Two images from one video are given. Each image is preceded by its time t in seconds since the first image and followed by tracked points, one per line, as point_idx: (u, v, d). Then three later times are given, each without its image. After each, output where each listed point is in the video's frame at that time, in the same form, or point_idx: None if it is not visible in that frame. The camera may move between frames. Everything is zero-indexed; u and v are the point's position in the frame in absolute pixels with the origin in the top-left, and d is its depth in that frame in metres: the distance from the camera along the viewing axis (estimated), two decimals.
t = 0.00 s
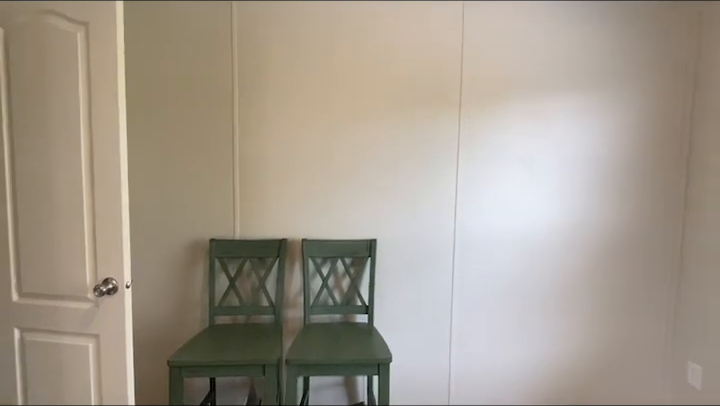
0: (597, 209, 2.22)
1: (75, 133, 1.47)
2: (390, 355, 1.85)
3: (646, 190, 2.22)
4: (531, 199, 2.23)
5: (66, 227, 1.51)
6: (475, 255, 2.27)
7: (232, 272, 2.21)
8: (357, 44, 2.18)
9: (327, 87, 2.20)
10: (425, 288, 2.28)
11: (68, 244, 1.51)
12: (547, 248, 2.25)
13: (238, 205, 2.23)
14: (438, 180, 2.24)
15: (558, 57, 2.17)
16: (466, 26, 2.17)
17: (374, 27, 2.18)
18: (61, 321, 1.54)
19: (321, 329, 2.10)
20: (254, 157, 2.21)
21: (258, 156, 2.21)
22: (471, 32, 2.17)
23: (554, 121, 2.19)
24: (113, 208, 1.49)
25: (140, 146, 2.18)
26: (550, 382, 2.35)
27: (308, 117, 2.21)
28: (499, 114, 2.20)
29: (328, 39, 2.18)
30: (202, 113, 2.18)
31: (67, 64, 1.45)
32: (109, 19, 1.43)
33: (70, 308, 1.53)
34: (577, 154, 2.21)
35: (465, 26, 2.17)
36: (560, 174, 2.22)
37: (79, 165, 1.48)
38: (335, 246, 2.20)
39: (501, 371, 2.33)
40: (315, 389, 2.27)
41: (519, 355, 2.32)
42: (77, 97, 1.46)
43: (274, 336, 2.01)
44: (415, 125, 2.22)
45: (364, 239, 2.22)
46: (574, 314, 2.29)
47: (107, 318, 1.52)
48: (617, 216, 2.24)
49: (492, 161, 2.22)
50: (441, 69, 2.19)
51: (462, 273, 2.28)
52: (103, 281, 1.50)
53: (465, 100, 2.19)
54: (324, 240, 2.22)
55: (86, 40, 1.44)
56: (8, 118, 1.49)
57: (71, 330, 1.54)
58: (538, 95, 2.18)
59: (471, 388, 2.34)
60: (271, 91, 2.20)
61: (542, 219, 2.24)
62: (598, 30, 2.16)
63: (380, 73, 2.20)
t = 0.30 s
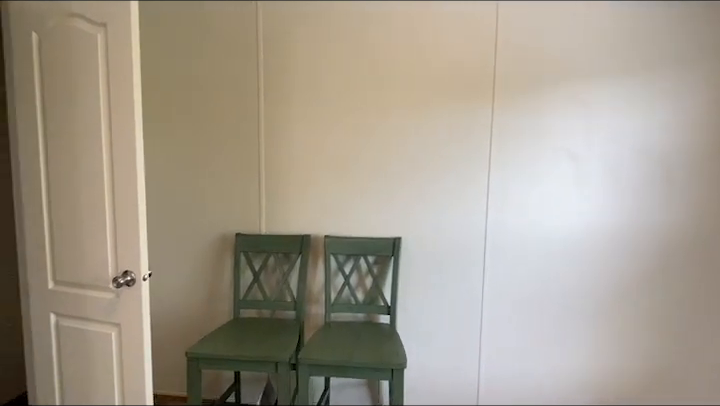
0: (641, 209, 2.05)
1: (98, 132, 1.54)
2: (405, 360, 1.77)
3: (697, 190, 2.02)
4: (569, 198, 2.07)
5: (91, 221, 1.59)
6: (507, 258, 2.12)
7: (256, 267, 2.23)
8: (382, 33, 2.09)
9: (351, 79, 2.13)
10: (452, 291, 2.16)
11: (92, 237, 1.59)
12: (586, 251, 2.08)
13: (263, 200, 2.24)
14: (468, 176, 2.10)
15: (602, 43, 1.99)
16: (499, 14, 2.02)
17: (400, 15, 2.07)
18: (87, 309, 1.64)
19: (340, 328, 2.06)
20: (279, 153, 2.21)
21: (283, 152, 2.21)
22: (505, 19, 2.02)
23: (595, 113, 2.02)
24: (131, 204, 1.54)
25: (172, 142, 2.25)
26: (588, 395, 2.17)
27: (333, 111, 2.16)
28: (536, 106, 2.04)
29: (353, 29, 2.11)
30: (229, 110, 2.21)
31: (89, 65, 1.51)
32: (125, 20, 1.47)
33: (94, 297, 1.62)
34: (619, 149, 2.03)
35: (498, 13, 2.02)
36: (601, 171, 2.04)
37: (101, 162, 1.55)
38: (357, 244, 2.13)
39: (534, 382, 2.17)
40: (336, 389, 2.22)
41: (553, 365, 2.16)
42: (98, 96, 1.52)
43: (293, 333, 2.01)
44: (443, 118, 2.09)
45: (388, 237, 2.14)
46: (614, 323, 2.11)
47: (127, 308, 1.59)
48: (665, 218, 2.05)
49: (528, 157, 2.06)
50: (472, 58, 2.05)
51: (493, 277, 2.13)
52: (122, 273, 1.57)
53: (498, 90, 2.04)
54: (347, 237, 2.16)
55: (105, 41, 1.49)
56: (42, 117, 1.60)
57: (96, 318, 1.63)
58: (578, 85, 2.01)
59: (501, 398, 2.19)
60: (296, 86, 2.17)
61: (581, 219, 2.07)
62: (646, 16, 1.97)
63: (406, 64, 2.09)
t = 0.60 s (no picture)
0: (686, 207, 1.87)
1: (130, 125, 1.68)
2: (416, 353, 1.76)
3: None
4: (606, 192, 1.92)
5: (125, 207, 1.74)
6: (536, 256, 2.00)
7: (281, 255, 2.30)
8: (405, 22, 2.05)
9: (374, 70, 2.12)
10: (477, 288, 2.07)
11: (126, 222, 1.74)
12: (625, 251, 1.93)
13: (289, 191, 2.29)
14: (494, 169, 2.01)
15: (644, 25, 1.82)
16: None
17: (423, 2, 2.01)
18: (122, 287, 1.80)
19: (359, 318, 2.10)
20: (304, 145, 2.25)
21: (307, 143, 2.24)
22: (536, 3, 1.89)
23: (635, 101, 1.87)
24: (158, 192, 1.67)
25: (208, 135, 2.39)
26: None
27: (355, 102, 2.16)
28: (569, 95, 1.91)
29: (376, 19, 2.08)
30: (258, 104, 2.30)
31: (122, 63, 1.65)
32: (151, 20, 1.58)
33: (127, 277, 1.77)
34: (663, 140, 1.86)
35: None
36: (642, 164, 1.88)
37: (133, 153, 1.69)
38: (378, 236, 2.14)
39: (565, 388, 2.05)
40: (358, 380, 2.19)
41: (586, 370, 2.02)
42: (129, 91, 1.65)
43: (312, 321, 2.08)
44: (468, 108, 2.02)
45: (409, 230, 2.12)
46: (652, 329, 1.95)
47: (154, 288, 1.72)
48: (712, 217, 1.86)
49: (560, 148, 1.94)
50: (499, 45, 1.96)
51: (522, 276, 2.01)
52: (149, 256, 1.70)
53: (527, 78, 1.94)
54: (368, 229, 2.16)
55: (135, 41, 1.61)
56: (85, 113, 1.77)
57: (129, 295, 1.79)
58: (616, 72, 1.87)
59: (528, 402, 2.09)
60: (320, 78, 2.19)
61: (620, 216, 1.92)
62: None
63: (430, 53, 2.04)
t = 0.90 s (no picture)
0: None
1: (161, 117, 1.85)
2: (421, 339, 1.79)
3: None
4: (631, 185, 1.81)
5: (157, 192, 1.92)
6: (555, 249, 1.94)
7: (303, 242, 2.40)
8: (422, 13, 2.06)
9: (391, 61, 2.15)
10: (492, 279, 2.07)
11: (158, 206, 1.93)
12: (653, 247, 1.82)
13: (311, 181, 2.39)
14: (512, 160, 1.98)
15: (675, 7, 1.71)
16: None
17: None
18: (155, 265, 1.99)
19: (373, 304, 2.14)
20: (325, 136, 2.33)
21: (328, 135, 2.33)
22: None
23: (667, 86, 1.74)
24: (183, 178, 1.83)
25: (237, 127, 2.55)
26: None
27: (374, 94, 2.20)
28: (593, 82, 1.82)
29: (394, 11, 2.12)
30: (283, 97, 2.41)
31: (154, 61, 1.82)
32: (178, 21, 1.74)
33: (160, 255, 1.96)
34: (699, 129, 1.72)
35: None
36: (672, 154, 1.76)
37: (163, 142, 1.86)
38: (394, 226, 2.17)
39: (585, 388, 1.98)
40: (373, 364, 2.28)
41: (608, 370, 1.94)
42: (161, 87, 1.82)
43: (328, 305, 2.15)
44: (485, 98, 1.99)
45: (424, 220, 2.13)
46: (681, 331, 1.83)
47: (181, 266, 1.89)
48: None
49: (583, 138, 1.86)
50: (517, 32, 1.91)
51: (539, 269, 1.98)
52: (178, 237, 1.87)
53: (546, 65, 1.87)
54: (385, 218, 2.21)
55: (165, 41, 1.78)
56: (124, 108, 1.97)
57: (161, 273, 1.98)
58: (645, 55, 1.75)
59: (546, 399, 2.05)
60: (340, 71, 2.25)
61: (647, 209, 1.81)
62: None
63: (446, 44, 2.04)
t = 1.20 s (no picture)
0: None
1: (200, 112, 2.05)
2: (432, 322, 1.88)
3: None
4: (654, 180, 1.76)
5: (197, 180, 2.13)
6: (573, 241, 1.94)
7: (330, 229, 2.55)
8: (443, 9, 2.11)
9: (413, 56, 2.21)
10: (509, 270, 2.11)
11: (198, 192, 2.14)
12: (674, 245, 1.76)
13: (338, 172, 2.54)
14: (532, 154, 1.99)
15: None
16: None
17: None
18: (195, 246, 2.21)
19: (392, 289, 2.26)
20: (351, 129, 2.45)
21: (354, 128, 2.45)
22: None
23: (695, 76, 1.65)
24: (218, 167, 2.02)
25: (272, 121, 2.73)
26: None
27: (396, 88, 2.29)
28: (615, 73, 1.77)
29: (416, 7, 2.18)
30: (313, 93, 2.56)
31: (196, 62, 2.02)
32: (215, 25, 1.93)
33: (199, 237, 2.18)
34: None
35: None
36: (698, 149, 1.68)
37: (202, 135, 2.06)
38: (414, 215, 2.27)
39: (604, 381, 1.97)
40: (393, 346, 2.39)
41: (626, 366, 1.92)
42: (200, 85, 2.03)
43: (350, 288, 2.29)
44: (504, 91, 2.02)
45: (443, 210, 2.21)
46: (705, 331, 1.77)
47: (217, 246, 2.09)
48: None
49: (603, 130, 1.82)
50: (537, 23, 1.90)
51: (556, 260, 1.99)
52: (214, 220, 2.07)
53: (566, 56, 1.84)
54: (406, 208, 2.31)
55: (205, 43, 1.98)
56: (170, 104, 2.20)
57: (200, 252, 2.19)
58: (671, 43, 1.68)
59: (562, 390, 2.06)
60: (365, 67, 2.36)
61: (670, 205, 1.75)
62: None
63: (467, 38, 2.07)
